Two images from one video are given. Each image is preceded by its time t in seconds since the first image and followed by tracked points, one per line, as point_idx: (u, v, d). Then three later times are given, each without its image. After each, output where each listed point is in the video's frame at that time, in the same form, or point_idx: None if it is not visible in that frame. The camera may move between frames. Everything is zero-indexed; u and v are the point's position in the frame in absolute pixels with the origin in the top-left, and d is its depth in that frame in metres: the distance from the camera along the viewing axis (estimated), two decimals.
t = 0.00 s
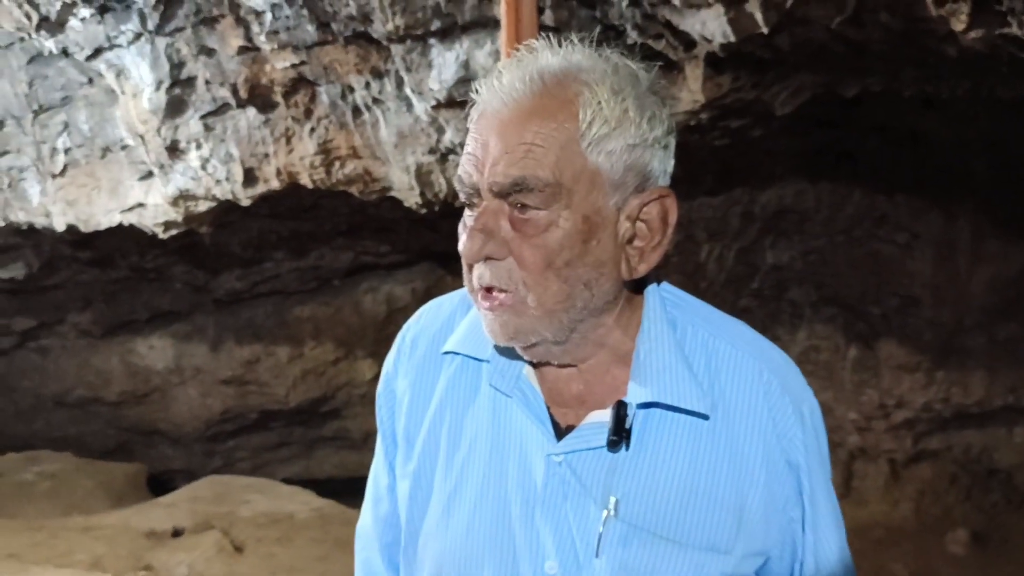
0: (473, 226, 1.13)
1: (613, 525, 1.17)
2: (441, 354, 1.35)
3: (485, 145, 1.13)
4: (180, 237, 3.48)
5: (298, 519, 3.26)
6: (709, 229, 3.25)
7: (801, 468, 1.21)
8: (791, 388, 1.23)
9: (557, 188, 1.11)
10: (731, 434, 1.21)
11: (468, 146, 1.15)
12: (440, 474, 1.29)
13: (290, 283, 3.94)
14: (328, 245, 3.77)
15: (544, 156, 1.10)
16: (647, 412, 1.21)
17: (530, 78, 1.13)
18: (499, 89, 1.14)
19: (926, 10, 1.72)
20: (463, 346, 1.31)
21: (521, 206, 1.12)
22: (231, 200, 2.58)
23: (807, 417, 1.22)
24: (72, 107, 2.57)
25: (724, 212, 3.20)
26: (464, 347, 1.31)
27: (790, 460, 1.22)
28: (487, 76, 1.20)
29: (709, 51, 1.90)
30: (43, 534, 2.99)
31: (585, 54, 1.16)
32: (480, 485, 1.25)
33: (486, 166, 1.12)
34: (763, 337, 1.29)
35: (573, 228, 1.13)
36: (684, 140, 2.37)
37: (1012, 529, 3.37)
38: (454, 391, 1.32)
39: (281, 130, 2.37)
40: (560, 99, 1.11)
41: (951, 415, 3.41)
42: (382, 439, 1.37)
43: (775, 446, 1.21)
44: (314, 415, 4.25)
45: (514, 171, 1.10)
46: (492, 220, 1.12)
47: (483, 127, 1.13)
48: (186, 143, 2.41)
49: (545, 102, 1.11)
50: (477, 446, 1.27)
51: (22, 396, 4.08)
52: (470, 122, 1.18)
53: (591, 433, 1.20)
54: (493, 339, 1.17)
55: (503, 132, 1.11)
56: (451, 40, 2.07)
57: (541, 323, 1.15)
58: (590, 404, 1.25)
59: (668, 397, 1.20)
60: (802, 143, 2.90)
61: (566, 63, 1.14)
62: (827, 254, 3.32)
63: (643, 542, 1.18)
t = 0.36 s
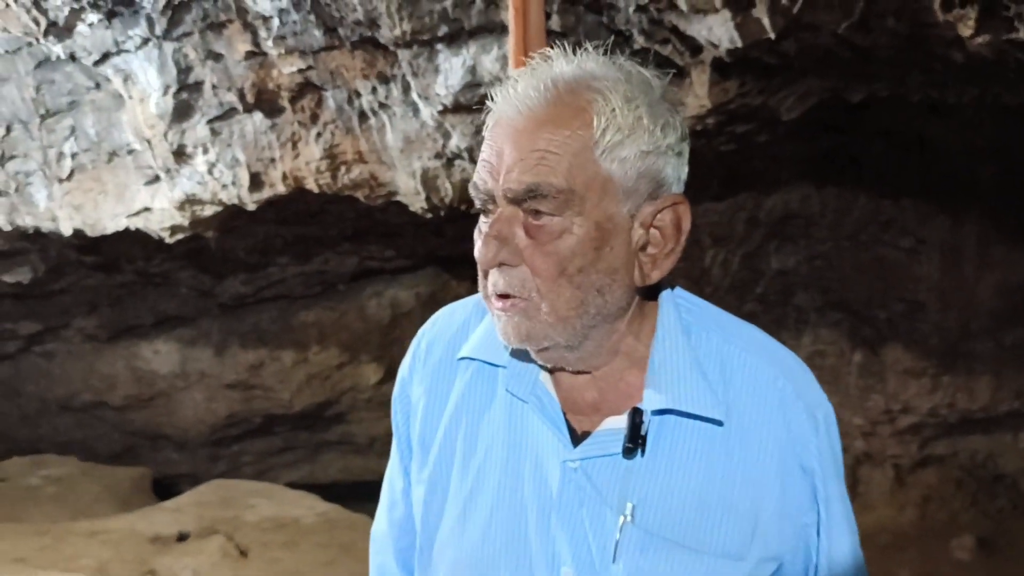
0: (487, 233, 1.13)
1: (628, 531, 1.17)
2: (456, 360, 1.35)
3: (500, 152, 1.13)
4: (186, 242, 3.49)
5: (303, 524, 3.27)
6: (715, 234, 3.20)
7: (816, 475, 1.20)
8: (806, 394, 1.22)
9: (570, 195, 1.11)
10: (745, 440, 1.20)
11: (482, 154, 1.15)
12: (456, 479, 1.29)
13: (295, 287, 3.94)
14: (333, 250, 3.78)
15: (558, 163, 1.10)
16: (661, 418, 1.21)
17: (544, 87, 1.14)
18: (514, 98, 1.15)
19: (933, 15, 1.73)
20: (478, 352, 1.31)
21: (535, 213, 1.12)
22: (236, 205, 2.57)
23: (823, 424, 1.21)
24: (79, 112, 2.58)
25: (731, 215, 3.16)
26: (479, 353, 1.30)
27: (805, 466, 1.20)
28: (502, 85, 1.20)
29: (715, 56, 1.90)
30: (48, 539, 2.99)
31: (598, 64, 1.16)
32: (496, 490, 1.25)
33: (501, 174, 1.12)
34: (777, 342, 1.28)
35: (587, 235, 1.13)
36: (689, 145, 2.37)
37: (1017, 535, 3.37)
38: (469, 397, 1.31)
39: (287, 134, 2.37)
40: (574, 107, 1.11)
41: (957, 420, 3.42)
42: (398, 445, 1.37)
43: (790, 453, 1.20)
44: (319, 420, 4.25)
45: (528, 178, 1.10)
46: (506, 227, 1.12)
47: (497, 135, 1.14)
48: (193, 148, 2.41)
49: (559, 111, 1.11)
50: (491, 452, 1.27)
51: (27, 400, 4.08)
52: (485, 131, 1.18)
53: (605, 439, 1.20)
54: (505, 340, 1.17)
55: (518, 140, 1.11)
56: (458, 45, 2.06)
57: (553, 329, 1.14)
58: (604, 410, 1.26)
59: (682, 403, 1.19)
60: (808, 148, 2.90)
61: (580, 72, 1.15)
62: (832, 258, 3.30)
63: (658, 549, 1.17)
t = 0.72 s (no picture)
0: (516, 241, 1.05)
1: (657, 539, 1.06)
2: (483, 366, 1.21)
3: (529, 161, 1.05)
4: (207, 252, 3.53)
5: (321, 532, 3.29)
6: (731, 244, 3.22)
7: (845, 485, 1.08)
8: (838, 409, 1.10)
9: (600, 205, 1.03)
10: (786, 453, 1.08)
11: (511, 163, 1.07)
12: (480, 492, 1.16)
13: (312, 299, 4.01)
14: (351, 260, 3.81)
15: (588, 173, 1.02)
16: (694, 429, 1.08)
17: (575, 97, 1.06)
18: (544, 107, 1.07)
19: (952, 27, 1.74)
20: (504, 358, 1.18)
21: (564, 223, 1.04)
22: (258, 215, 2.66)
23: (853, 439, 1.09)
24: (104, 125, 2.63)
25: (747, 226, 3.18)
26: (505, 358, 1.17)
27: (833, 478, 1.08)
28: (532, 95, 1.12)
29: (733, 69, 1.92)
30: (69, 547, 3.02)
31: (631, 73, 1.08)
32: (521, 504, 1.12)
33: (530, 183, 1.04)
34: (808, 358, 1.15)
35: (616, 245, 1.04)
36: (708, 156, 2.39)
37: None
38: (495, 406, 1.18)
39: (309, 147, 2.42)
40: (605, 117, 1.03)
41: (976, 431, 3.41)
42: (427, 453, 1.22)
43: (818, 463, 1.07)
44: (335, 429, 4.29)
45: (557, 188, 1.02)
46: (534, 236, 1.04)
47: (526, 144, 1.06)
48: (216, 160, 2.46)
49: (590, 120, 1.04)
50: (515, 464, 1.14)
51: (48, 409, 4.12)
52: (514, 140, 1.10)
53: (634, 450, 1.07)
54: (535, 352, 1.08)
55: (547, 149, 1.03)
56: (478, 59, 2.08)
57: (581, 339, 1.06)
58: (634, 418, 1.12)
59: (710, 412, 1.07)
60: (825, 158, 2.91)
61: (612, 81, 1.07)
62: (849, 269, 3.32)
63: (687, 560, 1.05)
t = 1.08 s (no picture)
0: (566, 260, 1.05)
1: (705, 552, 1.04)
2: (530, 379, 1.20)
3: (576, 180, 1.05)
4: (249, 262, 3.59)
5: (357, 540, 3.30)
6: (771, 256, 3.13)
7: (895, 499, 1.06)
8: (889, 419, 1.08)
9: (649, 221, 1.02)
10: (835, 465, 1.05)
11: (558, 182, 1.07)
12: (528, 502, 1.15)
13: (350, 308, 4.06)
14: (389, 269, 3.84)
15: (637, 190, 1.02)
16: (743, 441, 1.07)
17: (619, 113, 1.06)
18: (589, 124, 1.07)
19: (999, 36, 1.71)
20: (553, 371, 1.17)
21: (614, 240, 1.04)
22: (298, 225, 2.69)
23: (905, 451, 1.07)
24: (148, 135, 2.66)
25: (787, 237, 3.10)
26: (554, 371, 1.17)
27: (884, 490, 1.06)
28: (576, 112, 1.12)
29: (776, 78, 1.90)
30: (110, 551, 3.07)
31: (673, 87, 1.07)
32: (569, 517, 1.11)
33: (578, 202, 1.04)
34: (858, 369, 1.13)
35: (666, 261, 1.04)
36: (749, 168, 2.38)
37: None
38: (545, 416, 1.17)
39: (348, 157, 2.45)
40: (649, 134, 1.03)
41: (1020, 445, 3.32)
42: (472, 461, 1.22)
43: (867, 477, 1.05)
44: (372, 437, 4.33)
45: (606, 207, 1.02)
46: (585, 254, 1.04)
47: (572, 163, 1.05)
48: (257, 170, 2.49)
49: (634, 138, 1.03)
50: (563, 474, 1.13)
51: (91, 414, 4.27)
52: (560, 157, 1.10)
53: (682, 461, 1.06)
54: (591, 369, 1.08)
55: (594, 168, 1.03)
56: (517, 69, 2.08)
57: (640, 354, 1.06)
58: (682, 430, 1.12)
59: (759, 424, 1.06)
60: (865, 168, 2.88)
61: (656, 96, 1.06)
62: (889, 280, 3.28)
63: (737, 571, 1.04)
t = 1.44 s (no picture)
0: (633, 261, 1.05)
1: (774, 557, 1.02)
2: (595, 380, 1.21)
3: (643, 181, 1.04)
4: (304, 262, 3.66)
5: (408, 539, 3.32)
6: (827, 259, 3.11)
7: (969, 504, 1.02)
8: (961, 423, 1.05)
9: (717, 223, 1.02)
10: (907, 469, 1.03)
11: (626, 183, 1.07)
12: (592, 502, 1.15)
13: (402, 308, 4.10)
14: (441, 269, 3.86)
15: (705, 191, 1.01)
16: (812, 445, 1.05)
17: (688, 114, 1.05)
18: (657, 126, 1.06)
19: None
20: (618, 372, 1.18)
21: (682, 241, 1.03)
22: (353, 225, 2.73)
23: (978, 455, 1.04)
24: (207, 137, 2.72)
25: (843, 241, 3.07)
26: (619, 372, 1.17)
27: (958, 495, 1.03)
28: (643, 113, 1.12)
29: (838, 78, 1.87)
30: (168, 544, 3.13)
31: (743, 86, 1.06)
32: (634, 519, 1.10)
33: (645, 203, 1.04)
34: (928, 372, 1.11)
35: (734, 262, 1.03)
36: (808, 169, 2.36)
37: None
38: (609, 418, 1.17)
39: (403, 157, 2.48)
40: (719, 134, 1.02)
41: None
42: (536, 462, 1.23)
43: (940, 481, 1.02)
44: (423, 436, 4.37)
45: (673, 208, 1.02)
46: (652, 255, 1.03)
47: (640, 164, 1.05)
48: (313, 170, 2.53)
49: (704, 139, 1.02)
50: (627, 475, 1.12)
51: (149, 410, 4.46)
52: (628, 158, 1.10)
53: (751, 465, 1.05)
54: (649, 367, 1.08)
55: (661, 169, 1.03)
56: (573, 69, 2.08)
57: (699, 355, 1.05)
58: (748, 432, 1.12)
59: (829, 428, 1.04)
60: (926, 169, 2.82)
61: (725, 96, 1.05)
62: (951, 284, 3.21)
63: None
